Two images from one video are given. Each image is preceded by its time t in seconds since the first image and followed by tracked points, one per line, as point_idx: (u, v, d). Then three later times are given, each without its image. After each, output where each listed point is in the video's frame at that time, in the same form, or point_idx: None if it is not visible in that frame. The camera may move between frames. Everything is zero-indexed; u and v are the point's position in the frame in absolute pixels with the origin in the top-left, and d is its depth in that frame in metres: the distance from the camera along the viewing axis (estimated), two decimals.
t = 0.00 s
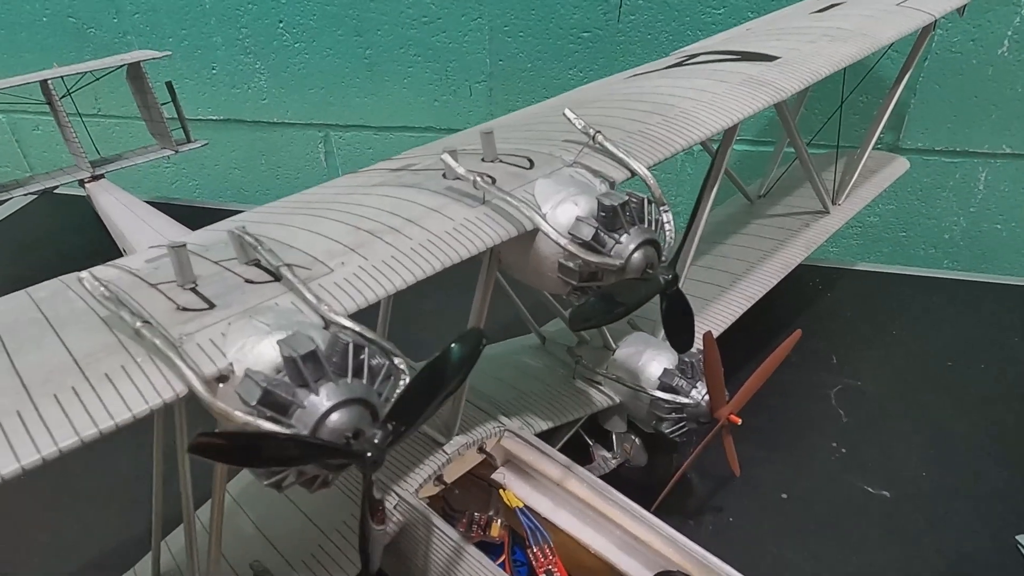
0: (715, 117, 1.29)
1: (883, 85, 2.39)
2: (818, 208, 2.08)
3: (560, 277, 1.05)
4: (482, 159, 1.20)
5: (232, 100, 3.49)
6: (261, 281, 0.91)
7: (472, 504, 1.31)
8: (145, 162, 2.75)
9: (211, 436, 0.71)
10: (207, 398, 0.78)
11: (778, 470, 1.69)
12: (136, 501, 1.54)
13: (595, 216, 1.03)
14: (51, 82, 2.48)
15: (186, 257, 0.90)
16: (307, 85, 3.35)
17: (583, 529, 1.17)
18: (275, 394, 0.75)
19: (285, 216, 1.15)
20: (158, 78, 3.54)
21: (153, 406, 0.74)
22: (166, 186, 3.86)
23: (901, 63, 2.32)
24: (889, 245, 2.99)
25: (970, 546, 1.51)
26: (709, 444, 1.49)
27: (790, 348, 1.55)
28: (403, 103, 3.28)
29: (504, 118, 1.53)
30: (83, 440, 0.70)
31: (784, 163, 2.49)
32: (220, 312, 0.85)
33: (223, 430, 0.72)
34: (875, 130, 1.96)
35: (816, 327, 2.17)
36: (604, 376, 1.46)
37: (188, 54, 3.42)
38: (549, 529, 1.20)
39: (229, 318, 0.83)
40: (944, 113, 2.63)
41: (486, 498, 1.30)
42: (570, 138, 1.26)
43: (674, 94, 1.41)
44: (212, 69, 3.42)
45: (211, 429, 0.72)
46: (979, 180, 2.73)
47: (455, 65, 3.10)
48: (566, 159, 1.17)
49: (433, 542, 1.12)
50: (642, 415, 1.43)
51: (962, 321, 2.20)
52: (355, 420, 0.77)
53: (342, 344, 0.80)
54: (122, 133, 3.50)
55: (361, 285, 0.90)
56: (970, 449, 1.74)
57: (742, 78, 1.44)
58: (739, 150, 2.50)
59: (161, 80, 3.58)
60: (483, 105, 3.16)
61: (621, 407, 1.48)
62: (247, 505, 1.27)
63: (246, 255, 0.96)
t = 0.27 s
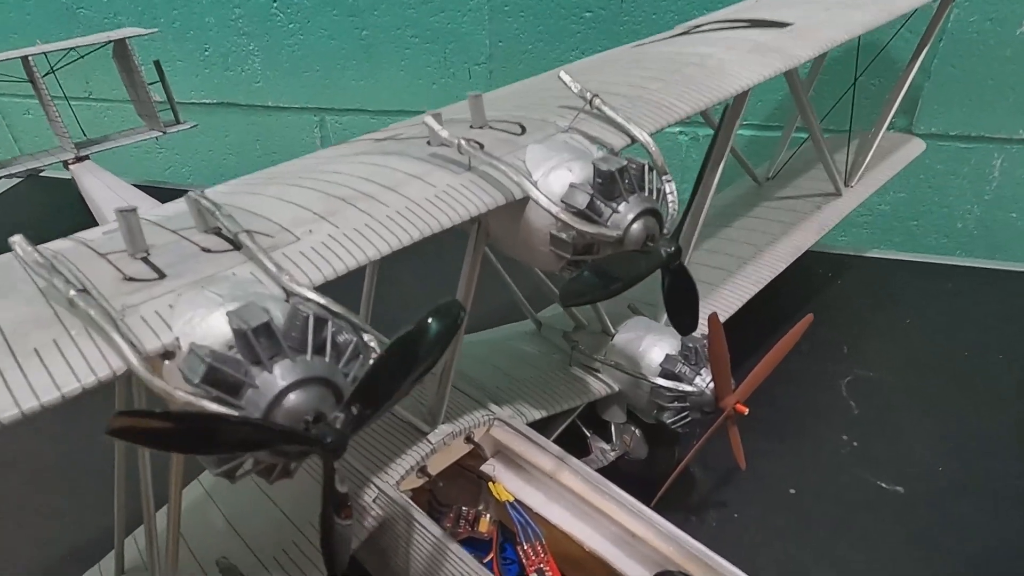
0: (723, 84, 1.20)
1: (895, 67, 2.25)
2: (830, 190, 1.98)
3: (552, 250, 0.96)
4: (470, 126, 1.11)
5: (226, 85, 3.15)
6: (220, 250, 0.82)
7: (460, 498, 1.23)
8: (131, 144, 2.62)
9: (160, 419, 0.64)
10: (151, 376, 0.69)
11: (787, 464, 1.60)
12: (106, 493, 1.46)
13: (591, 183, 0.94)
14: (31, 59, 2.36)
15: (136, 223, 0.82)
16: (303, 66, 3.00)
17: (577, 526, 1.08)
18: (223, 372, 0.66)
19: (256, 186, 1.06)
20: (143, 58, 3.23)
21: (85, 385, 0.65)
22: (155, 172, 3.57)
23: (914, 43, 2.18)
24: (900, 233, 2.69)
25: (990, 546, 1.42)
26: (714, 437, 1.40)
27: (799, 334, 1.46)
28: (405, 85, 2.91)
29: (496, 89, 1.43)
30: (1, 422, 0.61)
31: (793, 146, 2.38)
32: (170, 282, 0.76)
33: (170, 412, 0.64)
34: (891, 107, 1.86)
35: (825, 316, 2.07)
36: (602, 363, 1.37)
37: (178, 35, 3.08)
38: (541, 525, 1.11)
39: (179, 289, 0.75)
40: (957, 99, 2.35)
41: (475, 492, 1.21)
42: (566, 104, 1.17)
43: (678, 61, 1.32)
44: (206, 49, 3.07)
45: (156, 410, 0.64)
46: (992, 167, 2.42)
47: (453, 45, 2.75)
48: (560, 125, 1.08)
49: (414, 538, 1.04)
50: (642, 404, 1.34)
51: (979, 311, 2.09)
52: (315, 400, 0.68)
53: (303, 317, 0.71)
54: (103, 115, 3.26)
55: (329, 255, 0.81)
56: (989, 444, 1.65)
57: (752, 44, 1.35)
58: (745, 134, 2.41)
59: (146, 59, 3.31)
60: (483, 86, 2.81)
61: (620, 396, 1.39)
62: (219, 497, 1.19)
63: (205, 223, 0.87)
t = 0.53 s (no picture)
0: (732, 57, 1.14)
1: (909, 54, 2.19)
2: (841, 176, 1.92)
3: (552, 228, 0.91)
4: (466, 99, 1.05)
5: (228, 73, 2.96)
6: (194, 222, 0.77)
7: (455, 492, 1.18)
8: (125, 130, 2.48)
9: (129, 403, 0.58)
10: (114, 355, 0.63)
11: (796, 458, 1.54)
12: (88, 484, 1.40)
13: (593, 155, 0.89)
14: (22, 40, 2.24)
15: (105, 193, 0.76)
16: (302, 54, 2.83)
17: (577, 521, 1.02)
18: (192, 351, 0.60)
19: (239, 160, 1.01)
20: (137, 41, 3.02)
21: (40, 363, 0.60)
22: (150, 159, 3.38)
23: (929, 29, 2.11)
24: (912, 225, 2.57)
25: (1008, 545, 1.36)
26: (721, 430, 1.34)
27: (811, 322, 1.40)
28: (408, 73, 2.75)
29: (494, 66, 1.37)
30: None
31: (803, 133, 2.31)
32: (138, 256, 0.71)
33: (137, 394, 0.58)
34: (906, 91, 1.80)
35: (835, 307, 2.01)
36: (603, 351, 1.32)
37: (177, 21, 2.90)
38: (540, 520, 1.06)
39: (148, 262, 0.69)
40: (967, 87, 2.25)
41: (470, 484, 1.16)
42: (567, 77, 1.11)
43: (684, 35, 1.26)
44: (205, 36, 2.90)
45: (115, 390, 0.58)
46: (1007, 158, 2.32)
47: (455, 33, 2.60)
48: (561, 97, 1.02)
49: (405, 533, 0.98)
50: (646, 395, 1.28)
51: (993, 304, 2.03)
52: (290, 382, 0.63)
53: (279, 292, 0.65)
54: (98, 102, 3.15)
55: (311, 228, 0.76)
56: (1005, 439, 1.59)
57: (763, 17, 1.29)
58: (753, 123, 2.34)
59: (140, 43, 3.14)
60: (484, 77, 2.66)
61: (623, 386, 1.33)
62: (203, 488, 1.13)
63: (181, 195, 0.82)
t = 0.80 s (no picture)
0: (735, 59, 1.12)
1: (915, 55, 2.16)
2: (845, 177, 1.89)
3: (548, 234, 0.89)
4: (463, 101, 1.03)
5: (229, 70, 2.94)
6: (182, 229, 0.75)
7: (451, 499, 1.16)
8: (125, 128, 2.45)
9: (111, 420, 0.56)
10: (96, 368, 0.62)
11: (797, 464, 1.52)
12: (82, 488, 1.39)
13: (591, 161, 0.87)
14: (21, 38, 2.22)
15: (92, 199, 0.74)
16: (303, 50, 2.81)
17: (575, 531, 1.00)
18: (176, 364, 0.59)
19: (231, 163, 0.99)
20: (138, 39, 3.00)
21: (21, 375, 0.59)
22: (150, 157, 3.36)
23: (935, 29, 2.08)
24: (916, 225, 2.54)
25: (1012, 554, 1.34)
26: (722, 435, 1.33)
27: (814, 327, 1.39)
28: (409, 71, 2.73)
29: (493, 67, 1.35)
30: None
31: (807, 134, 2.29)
32: (123, 264, 0.69)
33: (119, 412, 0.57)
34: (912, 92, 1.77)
35: (838, 310, 1.99)
36: (603, 356, 1.30)
37: (178, 18, 2.88)
38: (536, 528, 1.06)
39: (133, 271, 0.68)
40: (975, 86, 2.21)
41: (467, 491, 1.15)
42: (566, 79, 1.09)
43: (686, 35, 1.24)
44: (205, 32, 2.88)
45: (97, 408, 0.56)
46: (1014, 157, 2.29)
47: (457, 30, 2.58)
48: (559, 100, 1.00)
49: (398, 542, 0.96)
50: (645, 401, 1.27)
51: (999, 307, 2.00)
52: (277, 395, 0.62)
53: (265, 303, 0.63)
54: (98, 100, 3.15)
55: (301, 235, 0.74)
56: (1010, 445, 1.57)
57: (767, 18, 1.27)
58: (757, 122, 2.32)
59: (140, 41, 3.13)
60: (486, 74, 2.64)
61: (622, 391, 1.32)
62: (196, 495, 1.12)
63: (170, 201, 0.80)
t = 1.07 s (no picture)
0: (743, 58, 1.11)
1: (924, 55, 2.14)
2: (852, 177, 1.88)
3: (554, 235, 0.88)
4: (468, 101, 1.03)
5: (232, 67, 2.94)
6: (186, 230, 0.75)
7: (455, 501, 1.16)
8: (128, 126, 2.45)
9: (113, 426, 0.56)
10: (98, 371, 0.61)
11: (803, 466, 1.51)
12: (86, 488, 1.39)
13: (598, 162, 0.86)
14: (24, 35, 2.22)
15: (95, 200, 0.74)
16: (307, 48, 2.80)
17: (579, 534, 1.00)
18: (179, 368, 0.58)
19: (235, 163, 0.99)
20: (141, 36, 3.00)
21: (23, 378, 0.58)
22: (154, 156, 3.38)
23: (944, 28, 2.06)
24: (922, 224, 2.53)
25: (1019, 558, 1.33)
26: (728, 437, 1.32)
27: (822, 328, 1.38)
28: (413, 69, 2.72)
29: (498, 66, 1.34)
30: None
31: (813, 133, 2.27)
32: (126, 266, 0.68)
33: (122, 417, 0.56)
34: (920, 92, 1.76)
35: (844, 311, 1.98)
36: (608, 358, 1.29)
37: (181, 15, 2.87)
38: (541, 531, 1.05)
39: (137, 272, 0.67)
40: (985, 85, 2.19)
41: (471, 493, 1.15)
42: (572, 79, 1.08)
43: (694, 34, 1.23)
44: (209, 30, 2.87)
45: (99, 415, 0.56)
46: None
47: (461, 28, 2.56)
48: (566, 100, 0.99)
49: (401, 545, 0.96)
50: (650, 403, 1.26)
51: (1006, 308, 1.99)
52: (281, 401, 0.61)
53: (270, 306, 0.63)
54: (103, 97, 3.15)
55: (305, 237, 0.73)
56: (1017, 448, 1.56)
57: (776, 17, 1.26)
58: (762, 121, 2.31)
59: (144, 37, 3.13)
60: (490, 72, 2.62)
61: (627, 393, 1.31)
62: (199, 496, 1.12)
63: (173, 202, 0.80)
